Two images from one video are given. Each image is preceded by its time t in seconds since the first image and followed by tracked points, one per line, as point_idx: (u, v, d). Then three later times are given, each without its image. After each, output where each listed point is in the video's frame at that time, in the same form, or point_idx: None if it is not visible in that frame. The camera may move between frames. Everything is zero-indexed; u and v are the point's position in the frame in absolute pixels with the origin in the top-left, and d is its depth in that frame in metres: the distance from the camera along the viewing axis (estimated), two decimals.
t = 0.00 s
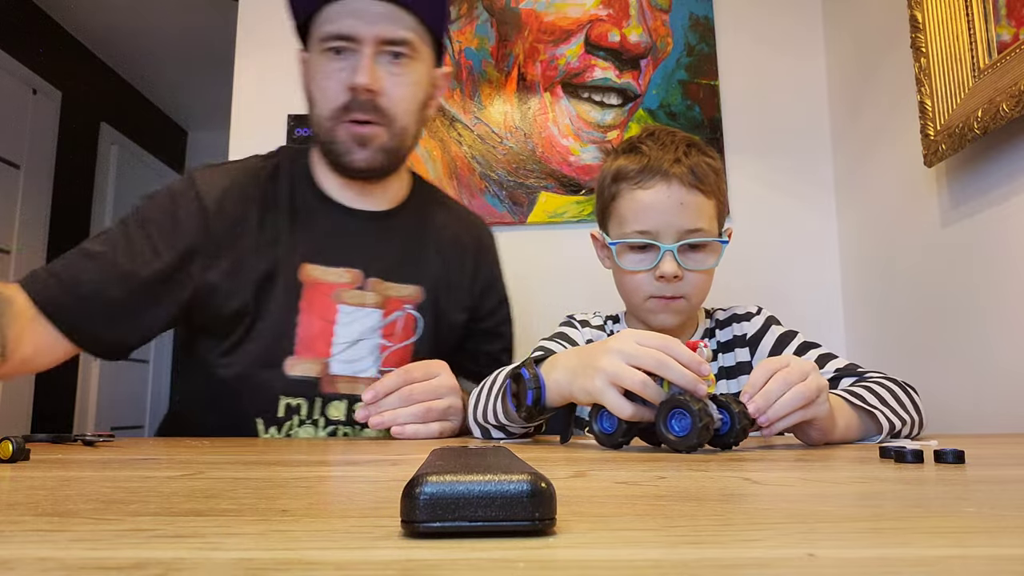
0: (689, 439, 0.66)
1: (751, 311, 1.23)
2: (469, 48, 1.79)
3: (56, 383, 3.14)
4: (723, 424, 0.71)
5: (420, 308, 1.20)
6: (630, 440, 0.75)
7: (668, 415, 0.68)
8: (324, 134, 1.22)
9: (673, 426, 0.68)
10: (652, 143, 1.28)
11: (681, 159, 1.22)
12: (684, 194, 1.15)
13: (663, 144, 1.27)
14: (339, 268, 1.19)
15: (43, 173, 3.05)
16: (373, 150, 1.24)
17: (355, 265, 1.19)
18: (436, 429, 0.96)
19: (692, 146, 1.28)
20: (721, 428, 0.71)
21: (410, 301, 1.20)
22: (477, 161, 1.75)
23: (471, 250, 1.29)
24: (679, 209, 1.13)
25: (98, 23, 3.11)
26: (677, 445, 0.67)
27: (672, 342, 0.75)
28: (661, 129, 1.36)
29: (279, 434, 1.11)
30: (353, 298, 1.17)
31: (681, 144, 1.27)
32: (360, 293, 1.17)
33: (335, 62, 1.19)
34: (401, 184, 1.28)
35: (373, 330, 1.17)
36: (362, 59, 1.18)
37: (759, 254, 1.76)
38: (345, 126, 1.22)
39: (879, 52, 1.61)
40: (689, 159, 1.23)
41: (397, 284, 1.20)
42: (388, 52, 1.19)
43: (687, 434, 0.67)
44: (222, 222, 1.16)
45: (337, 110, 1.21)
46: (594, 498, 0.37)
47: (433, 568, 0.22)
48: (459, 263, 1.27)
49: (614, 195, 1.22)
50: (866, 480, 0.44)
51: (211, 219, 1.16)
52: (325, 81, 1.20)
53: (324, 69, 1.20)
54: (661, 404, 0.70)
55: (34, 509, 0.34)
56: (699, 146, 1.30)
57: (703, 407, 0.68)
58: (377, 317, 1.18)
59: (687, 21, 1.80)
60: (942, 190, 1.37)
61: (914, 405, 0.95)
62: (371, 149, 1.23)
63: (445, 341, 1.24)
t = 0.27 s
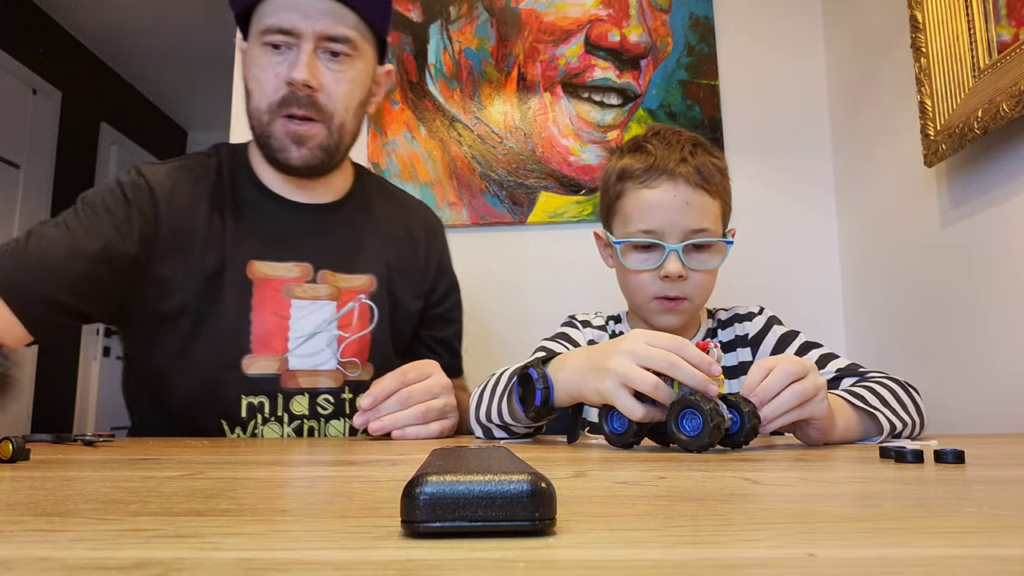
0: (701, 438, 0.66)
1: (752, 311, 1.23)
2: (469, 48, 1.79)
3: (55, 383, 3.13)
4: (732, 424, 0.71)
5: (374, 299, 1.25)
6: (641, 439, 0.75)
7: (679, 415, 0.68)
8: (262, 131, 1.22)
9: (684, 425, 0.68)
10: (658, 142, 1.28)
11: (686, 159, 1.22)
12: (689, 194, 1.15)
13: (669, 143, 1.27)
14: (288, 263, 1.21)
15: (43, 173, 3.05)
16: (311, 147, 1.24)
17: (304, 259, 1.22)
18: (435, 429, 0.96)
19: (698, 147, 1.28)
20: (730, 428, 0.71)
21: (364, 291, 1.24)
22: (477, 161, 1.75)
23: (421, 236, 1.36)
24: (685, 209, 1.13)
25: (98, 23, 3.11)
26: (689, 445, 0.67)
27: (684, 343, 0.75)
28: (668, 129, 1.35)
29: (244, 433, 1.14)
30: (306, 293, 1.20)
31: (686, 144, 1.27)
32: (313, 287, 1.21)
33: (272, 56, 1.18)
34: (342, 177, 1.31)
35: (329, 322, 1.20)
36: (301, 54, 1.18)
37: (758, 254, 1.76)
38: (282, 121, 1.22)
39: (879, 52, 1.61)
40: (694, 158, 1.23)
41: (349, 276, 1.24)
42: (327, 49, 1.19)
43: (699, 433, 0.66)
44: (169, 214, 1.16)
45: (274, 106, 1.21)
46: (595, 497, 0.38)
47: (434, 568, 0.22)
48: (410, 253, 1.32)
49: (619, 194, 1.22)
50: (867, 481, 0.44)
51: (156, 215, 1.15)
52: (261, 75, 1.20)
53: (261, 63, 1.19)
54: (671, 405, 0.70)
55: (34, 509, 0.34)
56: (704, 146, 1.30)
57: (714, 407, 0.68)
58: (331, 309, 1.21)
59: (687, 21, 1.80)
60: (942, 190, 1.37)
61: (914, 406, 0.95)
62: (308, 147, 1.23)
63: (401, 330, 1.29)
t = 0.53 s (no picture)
0: (709, 437, 0.66)
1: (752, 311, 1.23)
2: (469, 48, 1.79)
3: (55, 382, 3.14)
4: (740, 423, 0.71)
5: (375, 301, 1.25)
6: (649, 440, 0.74)
7: (688, 416, 0.69)
8: (261, 128, 1.21)
9: (692, 426, 0.68)
10: (661, 142, 1.28)
11: (690, 159, 1.22)
12: (692, 194, 1.15)
13: (672, 143, 1.27)
14: (289, 266, 1.21)
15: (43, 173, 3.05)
16: (313, 144, 1.22)
17: (306, 262, 1.22)
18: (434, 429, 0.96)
19: (701, 147, 1.28)
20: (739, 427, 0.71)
21: (366, 294, 1.25)
22: (477, 161, 1.75)
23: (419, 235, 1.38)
24: (688, 209, 1.13)
25: (98, 23, 3.11)
26: (696, 444, 0.67)
27: (689, 342, 0.75)
28: (671, 129, 1.35)
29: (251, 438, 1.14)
30: (309, 296, 1.20)
31: (689, 144, 1.27)
32: (316, 290, 1.20)
33: (272, 55, 1.18)
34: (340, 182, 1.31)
35: (333, 326, 1.19)
36: (302, 52, 1.17)
37: (758, 254, 1.76)
38: (282, 118, 1.20)
39: (879, 52, 1.61)
40: (697, 158, 1.23)
41: (350, 278, 1.24)
42: (327, 46, 1.19)
43: (707, 433, 0.67)
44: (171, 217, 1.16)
45: (275, 103, 1.19)
46: (596, 498, 0.37)
47: (434, 568, 0.22)
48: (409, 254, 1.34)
49: (622, 193, 1.22)
50: (867, 481, 0.44)
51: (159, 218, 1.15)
52: (260, 74, 1.19)
53: (259, 61, 1.19)
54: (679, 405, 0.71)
55: (34, 509, 0.34)
56: (708, 146, 1.30)
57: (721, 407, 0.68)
58: (335, 313, 1.20)
59: (687, 21, 1.80)
60: (942, 190, 1.37)
61: (915, 407, 0.95)
62: (310, 143, 1.22)
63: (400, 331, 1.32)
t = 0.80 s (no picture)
0: (713, 439, 0.67)
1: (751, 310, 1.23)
2: (469, 48, 1.79)
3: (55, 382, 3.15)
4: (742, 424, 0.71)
5: (397, 311, 1.25)
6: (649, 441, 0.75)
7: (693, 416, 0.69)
8: (295, 135, 1.23)
9: (698, 426, 0.69)
10: (667, 141, 1.28)
11: (694, 160, 1.22)
12: (697, 195, 1.15)
13: (679, 143, 1.27)
14: (315, 274, 1.21)
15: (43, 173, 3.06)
16: (347, 152, 1.24)
17: (331, 271, 1.22)
18: (434, 429, 0.96)
19: (708, 148, 1.28)
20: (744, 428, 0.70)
21: (388, 303, 1.25)
22: (477, 161, 1.75)
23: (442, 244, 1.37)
24: (692, 209, 1.13)
25: (98, 23, 3.11)
26: (702, 443, 0.68)
27: (693, 343, 0.75)
28: (676, 129, 1.35)
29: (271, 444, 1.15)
30: (332, 305, 1.20)
31: (697, 144, 1.27)
32: (339, 299, 1.21)
33: (310, 64, 1.20)
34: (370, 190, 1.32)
35: (354, 334, 1.20)
36: (340, 61, 1.20)
37: (759, 255, 1.76)
38: (317, 126, 1.22)
39: (879, 52, 1.61)
40: (703, 159, 1.23)
41: (373, 287, 1.24)
42: (364, 56, 1.21)
43: (712, 434, 0.68)
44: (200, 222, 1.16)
45: (311, 110, 1.22)
46: (595, 497, 0.38)
47: (434, 568, 0.22)
48: (432, 265, 1.33)
49: (626, 192, 1.22)
50: (867, 481, 0.44)
51: (189, 223, 1.16)
52: (297, 82, 1.21)
53: (295, 69, 1.21)
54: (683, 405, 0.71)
55: (35, 509, 0.34)
56: (714, 147, 1.30)
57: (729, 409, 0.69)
58: (357, 321, 1.21)
59: (687, 21, 1.80)
60: (942, 190, 1.37)
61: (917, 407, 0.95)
62: (344, 151, 1.23)
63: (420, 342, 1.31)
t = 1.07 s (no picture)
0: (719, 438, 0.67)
1: (750, 309, 1.23)
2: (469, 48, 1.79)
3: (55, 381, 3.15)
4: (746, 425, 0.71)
5: (413, 319, 1.26)
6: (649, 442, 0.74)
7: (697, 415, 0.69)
8: (336, 141, 1.22)
9: (702, 425, 0.69)
10: (672, 141, 1.28)
11: (699, 164, 1.21)
12: (700, 198, 1.14)
13: (685, 144, 1.27)
14: (338, 279, 1.22)
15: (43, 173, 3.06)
16: (385, 162, 1.24)
17: (354, 276, 1.22)
18: (433, 428, 0.96)
19: (714, 150, 1.28)
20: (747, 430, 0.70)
21: (405, 311, 1.26)
22: (477, 161, 1.75)
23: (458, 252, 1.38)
24: (695, 213, 1.13)
25: (97, 23, 3.11)
26: (707, 443, 0.68)
27: (696, 344, 0.75)
28: (681, 129, 1.35)
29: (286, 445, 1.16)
30: (353, 310, 1.21)
31: (703, 146, 1.28)
32: (359, 304, 1.21)
33: (358, 73, 1.20)
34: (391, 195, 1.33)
35: (372, 340, 1.21)
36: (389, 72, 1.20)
37: (760, 255, 1.76)
38: (358, 134, 1.22)
39: (879, 52, 1.61)
40: (708, 162, 1.23)
41: (391, 294, 1.25)
42: (410, 69, 1.23)
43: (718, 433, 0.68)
44: (233, 222, 1.16)
45: (353, 117, 1.22)
46: (595, 497, 0.37)
47: (434, 568, 0.22)
48: (447, 273, 1.34)
49: (630, 193, 1.22)
50: (866, 481, 0.44)
51: (222, 222, 1.15)
52: (341, 89, 1.21)
53: (341, 76, 1.21)
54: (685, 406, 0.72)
55: (35, 510, 0.34)
56: (721, 150, 1.30)
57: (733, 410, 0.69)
58: (375, 327, 1.22)
59: (687, 21, 1.80)
60: (942, 190, 1.37)
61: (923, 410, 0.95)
62: (383, 161, 1.24)
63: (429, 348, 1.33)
